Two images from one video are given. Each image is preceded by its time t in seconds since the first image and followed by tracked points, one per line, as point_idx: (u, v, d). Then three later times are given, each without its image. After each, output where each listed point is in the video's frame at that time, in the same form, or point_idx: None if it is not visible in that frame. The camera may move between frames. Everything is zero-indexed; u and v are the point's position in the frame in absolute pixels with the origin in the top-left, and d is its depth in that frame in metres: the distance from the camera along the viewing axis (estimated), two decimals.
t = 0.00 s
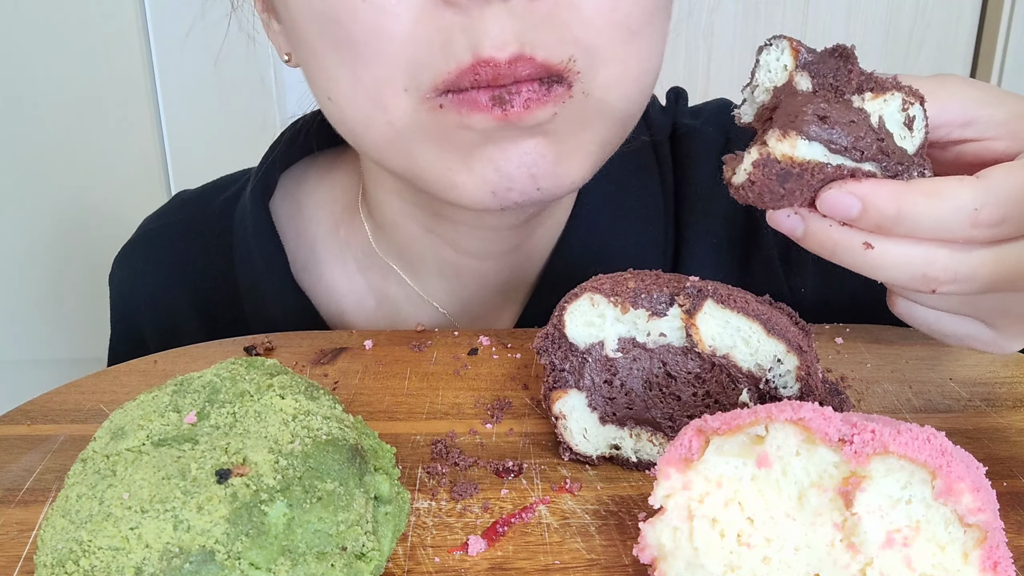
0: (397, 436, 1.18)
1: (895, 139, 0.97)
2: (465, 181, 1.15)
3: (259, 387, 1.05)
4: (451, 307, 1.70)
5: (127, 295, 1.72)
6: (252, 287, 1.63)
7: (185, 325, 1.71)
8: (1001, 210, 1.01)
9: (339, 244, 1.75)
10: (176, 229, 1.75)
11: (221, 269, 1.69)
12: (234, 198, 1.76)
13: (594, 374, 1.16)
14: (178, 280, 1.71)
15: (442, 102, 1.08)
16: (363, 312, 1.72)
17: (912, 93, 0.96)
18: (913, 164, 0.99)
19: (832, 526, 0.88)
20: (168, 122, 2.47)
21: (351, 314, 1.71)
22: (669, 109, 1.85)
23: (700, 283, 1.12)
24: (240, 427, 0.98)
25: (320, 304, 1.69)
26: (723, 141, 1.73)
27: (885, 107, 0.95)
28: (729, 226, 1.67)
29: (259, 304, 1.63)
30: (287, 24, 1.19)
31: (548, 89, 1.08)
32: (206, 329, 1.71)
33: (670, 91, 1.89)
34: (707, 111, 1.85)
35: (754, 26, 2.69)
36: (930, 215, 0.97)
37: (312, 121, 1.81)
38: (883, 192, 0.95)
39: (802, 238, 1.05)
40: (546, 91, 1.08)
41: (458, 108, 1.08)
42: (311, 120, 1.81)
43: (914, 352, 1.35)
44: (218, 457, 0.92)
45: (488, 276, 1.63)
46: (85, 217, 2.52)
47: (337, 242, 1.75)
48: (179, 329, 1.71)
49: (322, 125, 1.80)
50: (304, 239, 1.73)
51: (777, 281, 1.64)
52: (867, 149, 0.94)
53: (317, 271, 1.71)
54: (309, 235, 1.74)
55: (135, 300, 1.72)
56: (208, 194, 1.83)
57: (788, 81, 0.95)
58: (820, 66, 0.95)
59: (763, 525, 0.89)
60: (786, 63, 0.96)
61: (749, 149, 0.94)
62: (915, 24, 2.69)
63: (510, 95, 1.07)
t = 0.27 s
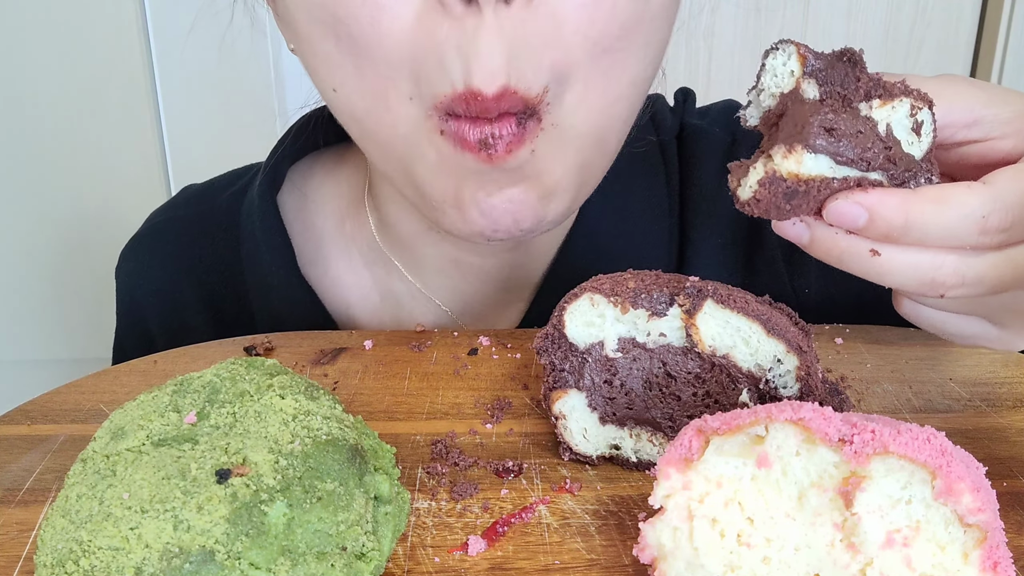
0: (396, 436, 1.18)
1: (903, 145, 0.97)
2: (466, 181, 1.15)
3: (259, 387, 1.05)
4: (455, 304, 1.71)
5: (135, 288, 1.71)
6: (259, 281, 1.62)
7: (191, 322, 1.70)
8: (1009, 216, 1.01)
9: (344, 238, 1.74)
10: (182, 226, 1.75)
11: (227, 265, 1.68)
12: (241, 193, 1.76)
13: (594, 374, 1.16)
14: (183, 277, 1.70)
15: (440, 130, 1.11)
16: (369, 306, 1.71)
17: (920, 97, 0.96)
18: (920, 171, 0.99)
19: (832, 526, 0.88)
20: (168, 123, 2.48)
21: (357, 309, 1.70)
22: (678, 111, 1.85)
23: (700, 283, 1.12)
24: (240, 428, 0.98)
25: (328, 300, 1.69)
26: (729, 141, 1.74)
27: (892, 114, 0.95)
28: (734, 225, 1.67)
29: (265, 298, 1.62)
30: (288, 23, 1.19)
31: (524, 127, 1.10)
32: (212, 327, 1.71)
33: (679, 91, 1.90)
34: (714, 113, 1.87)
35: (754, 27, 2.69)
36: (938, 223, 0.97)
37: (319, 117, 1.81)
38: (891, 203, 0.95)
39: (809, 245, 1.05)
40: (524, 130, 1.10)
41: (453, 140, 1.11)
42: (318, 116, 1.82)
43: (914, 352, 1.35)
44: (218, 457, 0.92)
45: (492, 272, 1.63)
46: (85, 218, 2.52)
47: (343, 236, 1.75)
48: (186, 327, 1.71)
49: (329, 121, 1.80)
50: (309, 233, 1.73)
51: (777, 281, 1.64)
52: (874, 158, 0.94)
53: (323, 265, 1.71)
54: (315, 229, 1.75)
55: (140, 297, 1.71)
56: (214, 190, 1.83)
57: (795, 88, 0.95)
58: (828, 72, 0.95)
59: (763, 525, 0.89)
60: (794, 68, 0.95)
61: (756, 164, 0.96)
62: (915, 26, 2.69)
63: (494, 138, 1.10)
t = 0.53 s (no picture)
0: (396, 436, 1.18)
1: (902, 153, 0.97)
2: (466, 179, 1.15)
3: (259, 387, 1.05)
4: (456, 304, 1.71)
5: (138, 289, 1.72)
6: (259, 280, 1.62)
7: (193, 321, 1.71)
8: (1009, 224, 1.01)
9: (346, 236, 1.74)
10: (183, 224, 1.74)
11: (228, 264, 1.68)
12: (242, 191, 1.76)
13: (594, 373, 1.16)
14: (185, 276, 1.70)
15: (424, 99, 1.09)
16: (370, 306, 1.72)
17: (919, 105, 0.97)
18: (919, 179, 0.99)
19: (832, 526, 0.88)
20: (168, 123, 2.48)
21: (358, 310, 1.71)
22: (679, 110, 1.85)
23: (700, 283, 1.12)
24: (240, 427, 0.98)
25: (328, 300, 1.69)
26: (730, 143, 1.74)
27: (892, 123, 0.95)
28: (734, 226, 1.66)
29: (265, 297, 1.62)
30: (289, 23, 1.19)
31: (521, 92, 1.07)
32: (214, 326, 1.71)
33: (681, 93, 1.90)
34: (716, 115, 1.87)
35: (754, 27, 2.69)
36: (938, 232, 0.97)
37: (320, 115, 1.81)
38: (892, 214, 0.95)
39: (808, 253, 1.05)
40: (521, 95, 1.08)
41: (439, 108, 1.09)
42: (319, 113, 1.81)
43: (914, 352, 1.35)
44: (219, 457, 0.92)
45: (492, 273, 1.63)
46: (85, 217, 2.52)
47: (345, 234, 1.75)
48: (189, 326, 1.72)
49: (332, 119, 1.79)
50: (311, 232, 1.73)
51: (777, 280, 1.64)
52: (873, 168, 0.95)
53: (324, 264, 1.70)
54: (315, 228, 1.74)
55: (144, 296, 1.72)
56: (216, 188, 1.83)
57: (795, 97, 0.95)
58: (827, 81, 0.95)
59: (763, 525, 0.89)
60: (793, 77, 0.95)
61: (755, 175, 0.96)
62: (915, 26, 2.69)
63: (484, 100, 1.08)
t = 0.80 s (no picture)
0: (397, 436, 1.18)
1: (893, 145, 0.98)
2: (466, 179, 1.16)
3: (259, 387, 1.05)
4: (453, 303, 1.71)
5: (138, 288, 1.72)
6: (260, 280, 1.62)
7: (193, 321, 1.71)
8: (1001, 216, 1.00)
9: (348, 237, 1.75)
10: (184, 224, 1.74)
11: (229, 264, 1.68)
12: (243, 191, 1.76)
13: (594, 373, 1.16)
14: (186, 276, 1.70)
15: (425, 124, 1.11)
16: (370, 305, 1.71)
17: (910, 97, 0.97)
18: (910, 171, 0.99)
19: (832, 526, 0.88)
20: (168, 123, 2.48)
21: (358, 310, 1.70)
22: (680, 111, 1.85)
23: (700, 283, 1.12)
24: (240, 428, 0.98)
25: (328, 300, 1.68)
26: (730, 143, 1.74)
27: (882, 115, 0.96)
28: (732, 227, 1.67)
29: (266, 297, 1.62)
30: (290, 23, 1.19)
31: (519, 133, 1.09)
32: (215, 326, 1.71)
33: (681, 93, 1.90)
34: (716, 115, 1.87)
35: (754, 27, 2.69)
36: (930, 224, 0.97)
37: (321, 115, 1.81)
38: (882, 205, 0.94)
39: (800, 246, 1.05)
40: (519, 135, 1.10)
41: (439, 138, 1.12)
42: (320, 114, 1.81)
43: (914, 352, 1.35)
44: (219, 457, 0.92)
45: (492, 273, 1.63)
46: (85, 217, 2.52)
47: (346, 236, 1.75)
48: (189, 326, 1.72)
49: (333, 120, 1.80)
50: (312, 232, 1.73)
51: (777, 280, 1.64)
52: (863, 160, 0.95)
53: (325, 264, 1.70)
54: (316, 228, 1.74)
55: (144, 296, 1.72)
56: (217, 188, 1.83)
57: (784, 90, 0.96)
58: (817, 74, 0.96)
59: (763, 525, 0.89)
60: (783, 70, 0.96)
61: (744, 168, 0.97)
62: (915, 26, 2.69)
63: (483, 142, 1.10)
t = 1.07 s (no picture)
0: (397, 436, 1.18)
1: (894, 148, 0.97)
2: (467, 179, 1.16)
3: (259, 387, 1.05)
4: (453, 301, 1.71)
5: (140, 286, 1.72)
6: (261, 279, 1.62)
7: (195, 319, 1.71)
8: (1002, 219, 1.00)
9: (350, 235, 1.75)
10: (184, 222, 1.74)
11: (229, 263, 1.68)
12: (244, 189, 1.75)
13: (594, 374, 1.16)
14: (187, 274, 1.70)
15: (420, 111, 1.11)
16: (372, 304, 1.71)
17: (913, 100, 0.97)
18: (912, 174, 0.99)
19: (832, 526, 0.88)
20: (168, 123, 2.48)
21: (360, 308, 1.70)
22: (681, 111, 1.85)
23: (700, 283, 1.12)
24: (240, 428, 0.98)
25: (331, 299, 1.68)
26: (731, 144, 1.74)
27: (885, 118, 0.95)
28: (733, 227, 1.67)
29: (267, 296, 1.62)
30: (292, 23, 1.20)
31: (518, 106, 1.08)
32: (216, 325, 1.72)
33: (683, 93, 1.90)
34: (717, 115, 1.87)
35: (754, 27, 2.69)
36: (931, 227, 0.96)
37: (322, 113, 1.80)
38: (884, 207, 0.95)
39: (801, 246, 1.05)
40: (518, 109, 1.09)
41: (434, 121, 1.11)
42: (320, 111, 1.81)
43: (914, 352, 1.35)
44: (219, 457, 0.92)
45: (494, 271, 1.63)
46: (85, 217, 2.52)
47: (349, 233, 1.75)
48: (191, 325, 1.72)
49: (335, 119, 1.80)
50: (314, 230, 1.73)
51: (777, 280, 1.65)
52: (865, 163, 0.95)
53: (326, 262, 1.70)
54: (318, 226, 1.74)
55: (145, 294, 1.72)
56: (218, 186, 1.83)
57: (788, 92, 0.94)
58: (822, 76, 0.94)
59: (763, 525, 0.89)
60: (786, 72, 0.95)
61: (747, 170, 0.97)
62: (915, 27, 2.69)
63: (481, 116, 1.09)
